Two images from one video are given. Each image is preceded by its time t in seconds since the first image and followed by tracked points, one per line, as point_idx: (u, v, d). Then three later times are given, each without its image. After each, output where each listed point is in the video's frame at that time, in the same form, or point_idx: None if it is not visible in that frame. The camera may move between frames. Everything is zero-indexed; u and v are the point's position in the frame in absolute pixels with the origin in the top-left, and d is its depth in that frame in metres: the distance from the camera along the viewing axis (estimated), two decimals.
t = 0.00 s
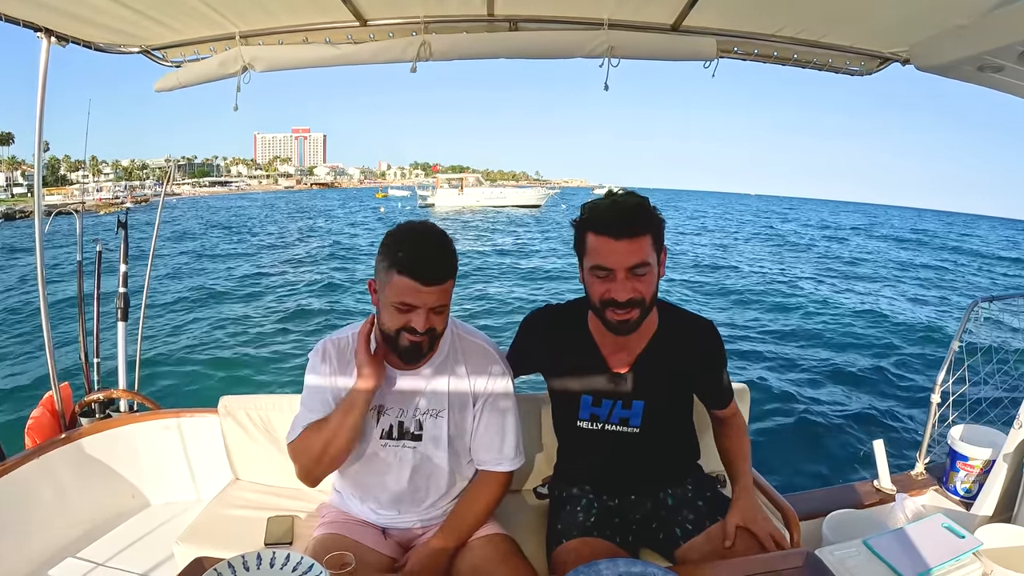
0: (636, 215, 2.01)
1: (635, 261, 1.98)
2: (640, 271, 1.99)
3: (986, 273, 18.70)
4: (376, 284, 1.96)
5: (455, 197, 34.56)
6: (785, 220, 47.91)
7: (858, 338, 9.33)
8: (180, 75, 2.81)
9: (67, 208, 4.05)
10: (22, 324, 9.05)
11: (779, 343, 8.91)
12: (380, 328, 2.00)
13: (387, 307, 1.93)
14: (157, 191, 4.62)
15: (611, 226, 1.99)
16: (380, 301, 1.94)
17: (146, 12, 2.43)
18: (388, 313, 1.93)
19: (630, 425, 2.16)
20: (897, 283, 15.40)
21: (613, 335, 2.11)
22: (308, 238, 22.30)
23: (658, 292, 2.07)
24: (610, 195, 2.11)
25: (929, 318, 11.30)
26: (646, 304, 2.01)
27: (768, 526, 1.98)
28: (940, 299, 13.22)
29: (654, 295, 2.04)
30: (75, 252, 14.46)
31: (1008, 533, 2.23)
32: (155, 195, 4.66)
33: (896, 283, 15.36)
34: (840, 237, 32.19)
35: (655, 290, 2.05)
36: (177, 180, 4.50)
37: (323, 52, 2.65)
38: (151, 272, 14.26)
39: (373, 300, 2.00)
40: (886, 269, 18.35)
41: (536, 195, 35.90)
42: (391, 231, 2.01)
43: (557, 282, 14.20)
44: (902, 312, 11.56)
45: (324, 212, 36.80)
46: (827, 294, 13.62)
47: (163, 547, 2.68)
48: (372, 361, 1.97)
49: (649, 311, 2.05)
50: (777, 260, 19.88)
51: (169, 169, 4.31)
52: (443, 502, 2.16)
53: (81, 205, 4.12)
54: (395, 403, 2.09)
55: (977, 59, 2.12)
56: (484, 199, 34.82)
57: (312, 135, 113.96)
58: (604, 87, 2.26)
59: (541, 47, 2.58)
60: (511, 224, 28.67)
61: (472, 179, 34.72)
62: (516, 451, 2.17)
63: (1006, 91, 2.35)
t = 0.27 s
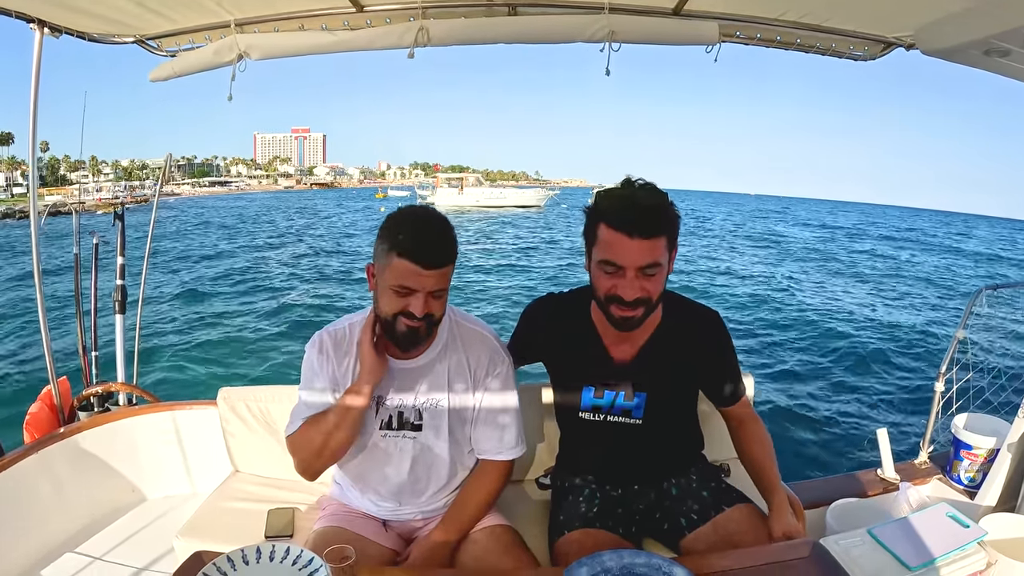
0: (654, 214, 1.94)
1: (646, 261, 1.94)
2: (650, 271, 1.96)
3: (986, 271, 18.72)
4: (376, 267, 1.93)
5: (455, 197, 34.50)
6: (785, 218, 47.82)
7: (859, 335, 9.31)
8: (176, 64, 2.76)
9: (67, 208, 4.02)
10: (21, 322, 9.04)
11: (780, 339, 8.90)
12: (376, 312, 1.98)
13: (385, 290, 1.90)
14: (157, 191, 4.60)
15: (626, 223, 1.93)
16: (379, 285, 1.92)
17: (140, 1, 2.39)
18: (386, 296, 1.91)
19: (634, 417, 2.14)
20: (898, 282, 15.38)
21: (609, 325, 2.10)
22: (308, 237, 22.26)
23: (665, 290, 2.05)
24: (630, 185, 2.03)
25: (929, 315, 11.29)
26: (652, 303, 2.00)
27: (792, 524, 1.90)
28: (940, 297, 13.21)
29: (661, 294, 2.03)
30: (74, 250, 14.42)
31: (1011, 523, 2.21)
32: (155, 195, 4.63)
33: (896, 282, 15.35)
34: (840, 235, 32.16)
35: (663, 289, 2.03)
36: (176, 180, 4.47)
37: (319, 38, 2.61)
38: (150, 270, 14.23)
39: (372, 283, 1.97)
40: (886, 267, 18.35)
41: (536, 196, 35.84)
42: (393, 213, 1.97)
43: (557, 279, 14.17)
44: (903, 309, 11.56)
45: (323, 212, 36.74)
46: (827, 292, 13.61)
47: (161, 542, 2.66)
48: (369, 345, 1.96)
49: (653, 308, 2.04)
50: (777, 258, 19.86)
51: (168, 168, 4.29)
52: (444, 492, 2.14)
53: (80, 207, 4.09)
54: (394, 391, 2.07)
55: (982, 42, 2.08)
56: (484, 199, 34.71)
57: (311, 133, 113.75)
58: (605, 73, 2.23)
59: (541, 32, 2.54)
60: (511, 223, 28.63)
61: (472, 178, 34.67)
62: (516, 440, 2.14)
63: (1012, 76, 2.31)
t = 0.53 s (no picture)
0: (663, 209, 1.93)
1: (653, 254, 1.92)
2: (657, 263, 1.94)
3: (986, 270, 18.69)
4: (371, 254, 1.94)
5: (455, 196, 34.47)
6: (786, 216, 47.72)
7: (861, 331, 9.29)
8: (172, 56, 2.74)
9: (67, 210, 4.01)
10: (21, 320, 9.03)
11: (780, 337, 8.88)
12: (372, 300, 1.97)
13: (379, 276, 1.90)
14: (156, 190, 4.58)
15: (634, 216, 1.91)
16: (374, 271, 1.92)
17: None
18: (381, 282, 1.90)
19: (634, 411, 2.13)
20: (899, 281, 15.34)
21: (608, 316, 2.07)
22: (308, 237, 22.26)
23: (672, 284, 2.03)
24: (635, 176, 2.01)
25: (930, 311, 11.27)
26: (659, 296, 1.99)
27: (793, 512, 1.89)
28: (941, 294, 13.18)
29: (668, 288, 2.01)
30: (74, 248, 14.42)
31: (1011, 513, 2.21)
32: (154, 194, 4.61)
33: (897, 280, 15.31)
34: (841, 233, 32.10)
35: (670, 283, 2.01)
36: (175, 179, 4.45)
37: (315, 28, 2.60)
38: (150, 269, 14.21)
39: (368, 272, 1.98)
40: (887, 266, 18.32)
41: (536, 196, 35.78)
42: (388, 199, 1.97)
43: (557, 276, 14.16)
44: (904, 306, 11.55)
45: (323, 212, 36.72)
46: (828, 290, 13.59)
47: (161, 535, 2.66)
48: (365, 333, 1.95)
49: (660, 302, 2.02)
50: (778, 257, 19.80)
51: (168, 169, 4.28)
52: (443, 484, 2.13)
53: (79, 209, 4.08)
54: (392, 383, 2.06)
55: (983, 29, 2.06)
56: (485, 200, 34.48)
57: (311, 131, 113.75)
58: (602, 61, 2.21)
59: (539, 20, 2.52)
60: (510, 224, 28.58)
61: (471, 178, 34.63)
62: (515, 431, 2.12)
63: (1013, 63, 2.29)
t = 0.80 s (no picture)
0: (691, 225, 1.98)
1: (672, 266, 1.98)
2: (674, 275, 1.99)
3: (985, 270, 18.72)
4: (370, 271, 1.99)
5: (455, 197, 34.56)
6: (786, 216, 47.68)
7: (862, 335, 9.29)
8: (180, 76, 2.80)
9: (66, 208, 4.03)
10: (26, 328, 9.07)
11: (781, 340, 8.89)
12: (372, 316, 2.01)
13: (377, 292, 1.95)
14: (158, 190, 4.60)
15: (664, 228, 1.96)
16: (372, 287, 1.97)
17: (143, 14, 2.42)
18: (378, 297, 1.95)
19: (634, 420, 2.14)
20: (901, 281, 15.34)
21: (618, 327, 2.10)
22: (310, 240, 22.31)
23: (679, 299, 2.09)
24: (668, 193, 2.07)
25: (932, 313, 11.28)
26: (664, 309, 2.02)
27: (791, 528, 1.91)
28: (943, 296, 13.17)
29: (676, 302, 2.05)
30: (77, 254, 14.48)
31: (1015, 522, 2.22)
32: (156, 195, 4.64)
33: (899, 281, 15.30)
34: (842, 233, 32.08)
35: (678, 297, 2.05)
36: (177, 180, 4.49)
37: (322, 49, 2.65)
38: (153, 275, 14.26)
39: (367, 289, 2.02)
40: (887, 266, 18.33)
41: (536, 192, 35.90)
42: (390, 216, 2.03)
43: (558, 279, 14.18)
44: (905, 309, 11.56)
45: (324, 215, 36.83)
46: (830, 292, 13.59)
47: (170, 548, 2.69)
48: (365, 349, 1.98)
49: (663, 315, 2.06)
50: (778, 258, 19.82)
51: (169, 169, 4.31)
52: (449, 497, 2.16)
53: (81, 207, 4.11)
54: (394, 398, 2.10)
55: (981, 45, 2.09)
56: (484, 198, 34.69)
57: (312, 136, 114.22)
58: (605, 80, 2.25)
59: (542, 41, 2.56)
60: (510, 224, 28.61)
61: (472, 178, 34.69)
62: (517, 445, 2.15)
63: (1010, 78, 2.32)
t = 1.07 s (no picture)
0: (680, 228, 2.02)
1: (665, 269, 2.00)
2: (667, 279, 2.01)
3: (984, 269, 18.74)
4: (368, 279, 2.03)
5: (455, 196, 34.58)
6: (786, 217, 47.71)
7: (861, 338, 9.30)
8: (182, 82, 2.82)
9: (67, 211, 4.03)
10: (24, 329, 9.07)
11: (779, 342, 8.90)
12: (375, 321, 2.04)
13: (379, 296, 1.98)
14: (158, 190, 4.61)
15: (656, 233, 2.00)
16: (373, 293, 2.00)
17: (146, 20, 2.44)
18: (380, 301, 1.98)
19: (631, 432, 2.15)
20: (900, 282, 15.34)
21: (618, 336, 2.11)
22: (309, 240, 22.30)
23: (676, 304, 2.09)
24: (657, 202, 2.12)
25: (931, 316, 11.28)
26: (661, 313, 2.04)
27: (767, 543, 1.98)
28: (942, 298, 13.17)
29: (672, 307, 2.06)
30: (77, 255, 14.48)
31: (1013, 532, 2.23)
32: (156, 195, 4.65)
33: (898, 282, 15.30)
34: (842, 234, 32.10)
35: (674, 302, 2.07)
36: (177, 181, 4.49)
37: (324, 57, 2.67)
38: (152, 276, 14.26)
39: (367, 297, 2.05)
40: (886, 266, 18.34)
41: (535, 191, 35.92)
42: (386, 224, 2.09)
43: (557, 280, 14.19)
44: (903, 310, 11.57)
45: (324, 214, 36.82)
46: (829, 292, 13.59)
47: (168, 554, 2.69)
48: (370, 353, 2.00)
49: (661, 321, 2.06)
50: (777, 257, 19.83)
51: (170, 171, 4.31)
52: (447, 507, 2.16)
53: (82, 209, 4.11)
54: (395, 406, 2.12)
55: (978, 58, 2.10)
56: (483, 196, 34.83)
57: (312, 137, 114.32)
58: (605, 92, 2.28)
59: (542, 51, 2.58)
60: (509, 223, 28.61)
61: (471, 177, 34.70)
62: (516, 455, 2.16)
63: (1008, 90, 2.33)
